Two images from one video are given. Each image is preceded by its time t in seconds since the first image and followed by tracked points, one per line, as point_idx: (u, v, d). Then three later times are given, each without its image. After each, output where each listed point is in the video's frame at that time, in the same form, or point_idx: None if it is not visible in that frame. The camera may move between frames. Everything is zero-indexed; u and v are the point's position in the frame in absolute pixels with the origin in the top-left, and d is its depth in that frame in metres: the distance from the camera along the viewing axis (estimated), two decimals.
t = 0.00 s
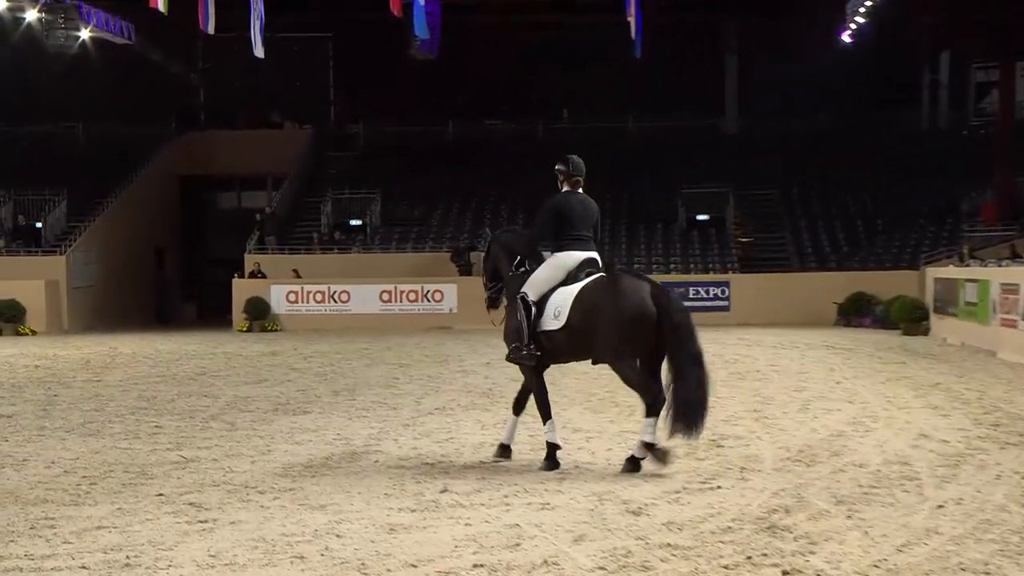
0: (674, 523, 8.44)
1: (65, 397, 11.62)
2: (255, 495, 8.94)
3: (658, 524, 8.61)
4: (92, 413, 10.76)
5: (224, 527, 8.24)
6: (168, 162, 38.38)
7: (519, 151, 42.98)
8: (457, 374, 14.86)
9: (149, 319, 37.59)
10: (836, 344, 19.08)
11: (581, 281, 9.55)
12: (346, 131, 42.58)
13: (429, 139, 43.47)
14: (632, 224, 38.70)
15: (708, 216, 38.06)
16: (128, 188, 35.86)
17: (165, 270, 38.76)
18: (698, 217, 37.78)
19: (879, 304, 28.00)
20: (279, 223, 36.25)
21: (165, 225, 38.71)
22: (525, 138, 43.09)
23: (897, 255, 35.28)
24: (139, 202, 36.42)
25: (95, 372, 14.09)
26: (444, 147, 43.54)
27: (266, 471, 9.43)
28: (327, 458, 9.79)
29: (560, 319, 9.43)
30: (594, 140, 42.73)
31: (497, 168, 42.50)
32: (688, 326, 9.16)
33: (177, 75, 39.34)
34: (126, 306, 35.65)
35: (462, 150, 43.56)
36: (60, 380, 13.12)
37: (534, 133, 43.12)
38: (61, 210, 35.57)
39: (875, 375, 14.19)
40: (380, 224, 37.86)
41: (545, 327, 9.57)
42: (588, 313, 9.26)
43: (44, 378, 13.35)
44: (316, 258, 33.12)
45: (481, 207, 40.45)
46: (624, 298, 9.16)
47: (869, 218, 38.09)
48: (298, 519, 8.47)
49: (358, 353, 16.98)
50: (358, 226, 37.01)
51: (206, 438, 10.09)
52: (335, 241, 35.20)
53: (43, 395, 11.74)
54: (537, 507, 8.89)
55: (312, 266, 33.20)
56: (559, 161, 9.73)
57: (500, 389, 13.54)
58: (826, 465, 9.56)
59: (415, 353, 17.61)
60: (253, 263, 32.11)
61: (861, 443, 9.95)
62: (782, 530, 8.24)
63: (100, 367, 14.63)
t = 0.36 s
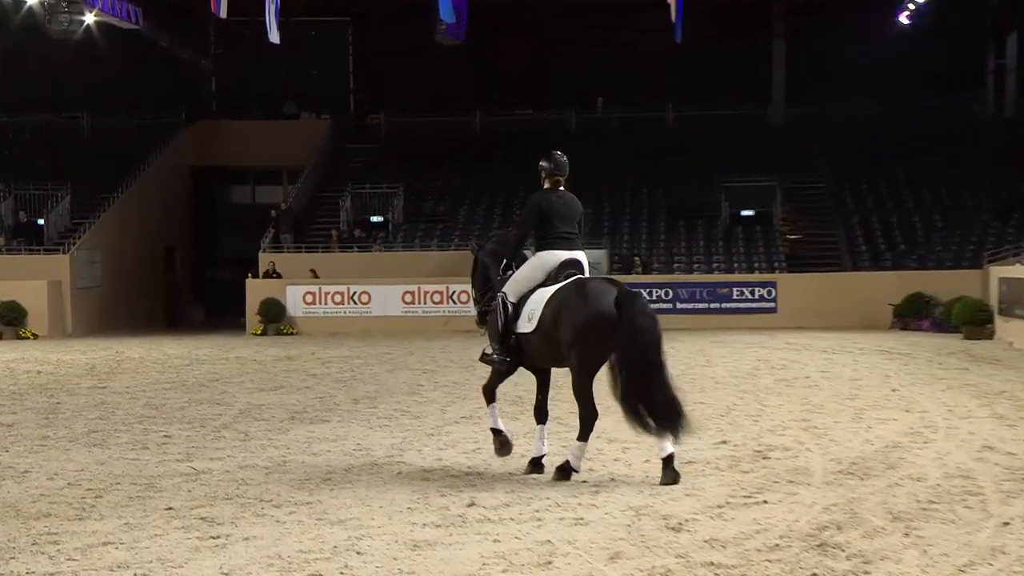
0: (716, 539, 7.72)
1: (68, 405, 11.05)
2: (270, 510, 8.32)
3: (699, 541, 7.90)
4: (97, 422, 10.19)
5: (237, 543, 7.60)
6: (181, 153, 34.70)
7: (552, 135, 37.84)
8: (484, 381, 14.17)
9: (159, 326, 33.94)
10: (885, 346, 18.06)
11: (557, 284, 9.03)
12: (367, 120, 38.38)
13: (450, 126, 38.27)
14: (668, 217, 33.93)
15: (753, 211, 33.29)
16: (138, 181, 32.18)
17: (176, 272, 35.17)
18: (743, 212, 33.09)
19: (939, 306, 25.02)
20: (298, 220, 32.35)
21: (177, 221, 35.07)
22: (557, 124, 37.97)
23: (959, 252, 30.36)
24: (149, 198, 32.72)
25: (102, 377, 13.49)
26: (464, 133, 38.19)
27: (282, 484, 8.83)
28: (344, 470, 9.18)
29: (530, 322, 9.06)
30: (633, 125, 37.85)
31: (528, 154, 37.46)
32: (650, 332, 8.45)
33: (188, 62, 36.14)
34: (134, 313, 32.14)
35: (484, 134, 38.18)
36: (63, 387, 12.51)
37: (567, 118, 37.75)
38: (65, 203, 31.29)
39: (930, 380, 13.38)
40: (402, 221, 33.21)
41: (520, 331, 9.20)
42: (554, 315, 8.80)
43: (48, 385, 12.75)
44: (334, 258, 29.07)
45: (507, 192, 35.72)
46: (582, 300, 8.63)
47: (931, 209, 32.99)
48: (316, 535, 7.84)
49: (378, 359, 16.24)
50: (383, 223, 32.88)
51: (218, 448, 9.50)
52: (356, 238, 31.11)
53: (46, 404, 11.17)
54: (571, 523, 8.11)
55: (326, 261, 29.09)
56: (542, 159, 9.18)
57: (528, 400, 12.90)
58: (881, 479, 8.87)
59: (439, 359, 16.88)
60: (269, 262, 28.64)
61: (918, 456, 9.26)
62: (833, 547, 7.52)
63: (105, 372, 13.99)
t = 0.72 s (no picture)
0: (754, 557, 7.08)
1: (66, 413, 10.54)
2: (280, 523, 7.75)
3: (736, 558, 7.26)
4: (96, 432, 9.69)
5: (244, 560, 7.01)
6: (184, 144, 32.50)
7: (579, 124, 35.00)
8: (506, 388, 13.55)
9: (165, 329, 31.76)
10: (931, 349, 17.14)
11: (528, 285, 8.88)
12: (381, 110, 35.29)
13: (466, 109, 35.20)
14: (700, 212, 31.36)
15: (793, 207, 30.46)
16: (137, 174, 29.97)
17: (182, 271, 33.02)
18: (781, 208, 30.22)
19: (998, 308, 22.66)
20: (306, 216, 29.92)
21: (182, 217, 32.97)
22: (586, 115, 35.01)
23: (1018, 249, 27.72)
24: (150, 190, 30.49)
25: (105, 383, 12.99)
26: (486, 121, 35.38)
27: (293, 497, 8.28)
28: (357, 483, 8.64)
29: (499, 326, 8.95)
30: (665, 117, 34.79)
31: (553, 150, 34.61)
32: (621, 331, 8.12)
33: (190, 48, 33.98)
34: (137, 315, 30.02)
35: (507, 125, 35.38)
36: (61, 395, 11.98)
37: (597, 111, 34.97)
38: (61, 198, 29.28)
39: (981, 387, 12.60)
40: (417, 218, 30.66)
41: (496, 335, 9.02)
42: (531, 316, 8.54)
43: (47, 392, 12.23)
44: (345, 257, 26.58)
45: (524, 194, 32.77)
46: (553, 302, 8.32)
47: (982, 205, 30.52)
48: (328, 552, 7.25)
49: (396, 364, 15.60)
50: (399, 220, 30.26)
51: (225, 459, 8.97)
52: (368, 234, 28.77)
53: (42, 412, 10.67)
54: (598, 539, 7.54)
55: (340, 260, 26.62)
56: (521, 159, 9.01)
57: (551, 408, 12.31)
58: (931, 493, 8.25)
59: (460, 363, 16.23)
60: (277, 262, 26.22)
61: (971, 470, 8.62)
62: (881, 566, 6.87)
63: (108, 378, 13.47)
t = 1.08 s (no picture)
0: None
1: (61, 428, 9.95)
2: (293, 547, 7.04)
3: None
4: (95, 447, 9.09)
5: None
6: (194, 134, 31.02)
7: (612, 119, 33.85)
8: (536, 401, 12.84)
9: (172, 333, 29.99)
10: (987, 358, 16.27)
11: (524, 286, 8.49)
12: (402, 102, 34.89)
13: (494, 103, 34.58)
14: (750, 209, 30.02)
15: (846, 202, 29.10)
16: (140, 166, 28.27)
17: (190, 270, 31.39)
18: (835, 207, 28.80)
19: None
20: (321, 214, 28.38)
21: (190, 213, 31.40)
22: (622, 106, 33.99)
23: None
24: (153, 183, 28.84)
25: (107, 395, 12.43)
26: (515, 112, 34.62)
27: (306, 519, 7.59)
28: (375, 503, 7.93)
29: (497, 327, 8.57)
30: (705, 105, 33.74)
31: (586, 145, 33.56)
32: (608, 332, 7.78)
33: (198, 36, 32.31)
34: (141, 317, 28.29)
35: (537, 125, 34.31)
36: (58, 407, 11.40)
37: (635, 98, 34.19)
38: (58, 196, 27.14)
39: None
40: (440, 216, 28.94)
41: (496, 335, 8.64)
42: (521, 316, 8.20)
43: (45, 405, 11.66)
44: (363, 259, 24.93)
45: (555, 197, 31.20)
46: (543, 299, 7.98)
47: None
48: (344, 574, 6.53)
49: (418, 375, 14.93)
50: (421, 218, 28.64)
51: (234, 477, 8.31)
52: (389, 234, 26.93)
53: (38, 426, 10.09)
54: (634, 564, 6.66)
55: (358, 262, 24.95)
56: (513, 151, 8.70)
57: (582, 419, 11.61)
58: (1000, 514, 7.41)
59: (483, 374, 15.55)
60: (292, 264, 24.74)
61: None
62: None
63: (109, 390, 12.88)
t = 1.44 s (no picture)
0: None
1: (56, 440, 9.45)
2: (304, 567, 6.40)
3: None
4: (95, 461, 8.58)
5: None
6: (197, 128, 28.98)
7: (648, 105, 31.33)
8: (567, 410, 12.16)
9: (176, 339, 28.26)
10: None
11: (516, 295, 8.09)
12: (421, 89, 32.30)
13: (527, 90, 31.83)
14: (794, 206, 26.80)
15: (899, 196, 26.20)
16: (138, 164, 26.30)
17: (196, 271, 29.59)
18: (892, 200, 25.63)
19: None
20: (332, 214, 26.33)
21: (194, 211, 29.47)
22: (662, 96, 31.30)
23: None
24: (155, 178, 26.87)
25: (105, 405, 11.93)
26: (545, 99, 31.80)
27: (318, 537, 6.98)
28: (395, 520, 7.31)
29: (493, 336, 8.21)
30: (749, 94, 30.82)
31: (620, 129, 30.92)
32: (603, 348, 7.35)
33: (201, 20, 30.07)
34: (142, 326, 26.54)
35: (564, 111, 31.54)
36: (54, 418, 10.90)
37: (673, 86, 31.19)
38: (55, 191, 25.45)
39: None
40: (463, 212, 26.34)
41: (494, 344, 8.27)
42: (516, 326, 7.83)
43: (39, 415, 11.15)
44: (381, 258, 22.71)
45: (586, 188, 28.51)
46: (536, 311, 7.58)
47: None
48: None
49: (440, 383, 14.28)
50: (440, 216, 26.17)
51: (243, 492, 7.75)
52: (406, 233, 24.53)
53: (33, 438, 9.60)
54: None
55: (372, 261, 22.65)
56: (511, 154, 8.19)
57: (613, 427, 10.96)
58: None
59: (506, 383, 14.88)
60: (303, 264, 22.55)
61: None
62: None
63: (108, 399, 12.34)
